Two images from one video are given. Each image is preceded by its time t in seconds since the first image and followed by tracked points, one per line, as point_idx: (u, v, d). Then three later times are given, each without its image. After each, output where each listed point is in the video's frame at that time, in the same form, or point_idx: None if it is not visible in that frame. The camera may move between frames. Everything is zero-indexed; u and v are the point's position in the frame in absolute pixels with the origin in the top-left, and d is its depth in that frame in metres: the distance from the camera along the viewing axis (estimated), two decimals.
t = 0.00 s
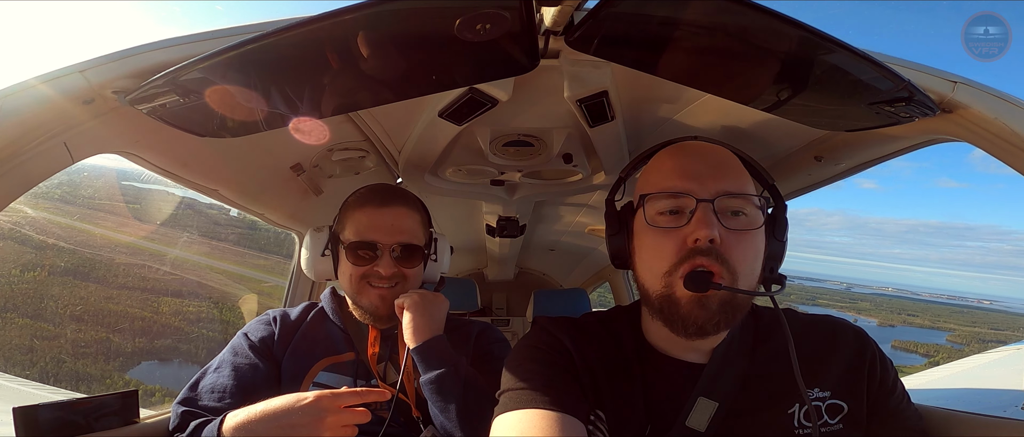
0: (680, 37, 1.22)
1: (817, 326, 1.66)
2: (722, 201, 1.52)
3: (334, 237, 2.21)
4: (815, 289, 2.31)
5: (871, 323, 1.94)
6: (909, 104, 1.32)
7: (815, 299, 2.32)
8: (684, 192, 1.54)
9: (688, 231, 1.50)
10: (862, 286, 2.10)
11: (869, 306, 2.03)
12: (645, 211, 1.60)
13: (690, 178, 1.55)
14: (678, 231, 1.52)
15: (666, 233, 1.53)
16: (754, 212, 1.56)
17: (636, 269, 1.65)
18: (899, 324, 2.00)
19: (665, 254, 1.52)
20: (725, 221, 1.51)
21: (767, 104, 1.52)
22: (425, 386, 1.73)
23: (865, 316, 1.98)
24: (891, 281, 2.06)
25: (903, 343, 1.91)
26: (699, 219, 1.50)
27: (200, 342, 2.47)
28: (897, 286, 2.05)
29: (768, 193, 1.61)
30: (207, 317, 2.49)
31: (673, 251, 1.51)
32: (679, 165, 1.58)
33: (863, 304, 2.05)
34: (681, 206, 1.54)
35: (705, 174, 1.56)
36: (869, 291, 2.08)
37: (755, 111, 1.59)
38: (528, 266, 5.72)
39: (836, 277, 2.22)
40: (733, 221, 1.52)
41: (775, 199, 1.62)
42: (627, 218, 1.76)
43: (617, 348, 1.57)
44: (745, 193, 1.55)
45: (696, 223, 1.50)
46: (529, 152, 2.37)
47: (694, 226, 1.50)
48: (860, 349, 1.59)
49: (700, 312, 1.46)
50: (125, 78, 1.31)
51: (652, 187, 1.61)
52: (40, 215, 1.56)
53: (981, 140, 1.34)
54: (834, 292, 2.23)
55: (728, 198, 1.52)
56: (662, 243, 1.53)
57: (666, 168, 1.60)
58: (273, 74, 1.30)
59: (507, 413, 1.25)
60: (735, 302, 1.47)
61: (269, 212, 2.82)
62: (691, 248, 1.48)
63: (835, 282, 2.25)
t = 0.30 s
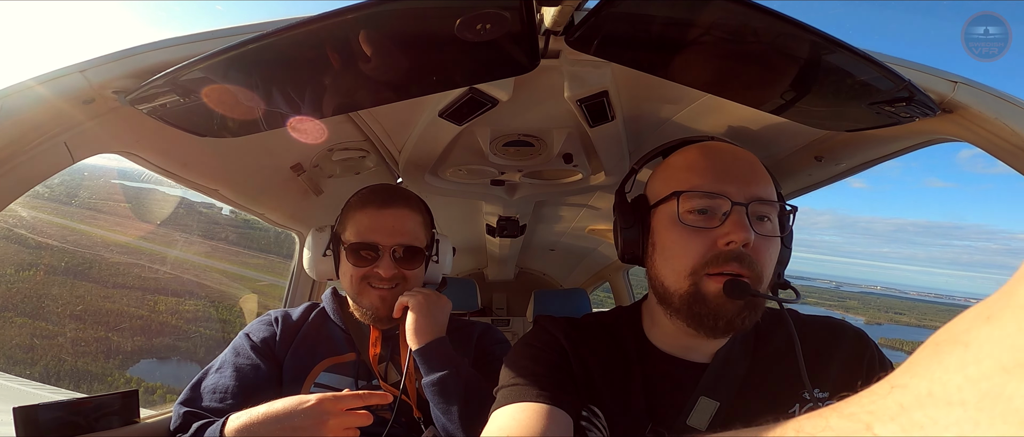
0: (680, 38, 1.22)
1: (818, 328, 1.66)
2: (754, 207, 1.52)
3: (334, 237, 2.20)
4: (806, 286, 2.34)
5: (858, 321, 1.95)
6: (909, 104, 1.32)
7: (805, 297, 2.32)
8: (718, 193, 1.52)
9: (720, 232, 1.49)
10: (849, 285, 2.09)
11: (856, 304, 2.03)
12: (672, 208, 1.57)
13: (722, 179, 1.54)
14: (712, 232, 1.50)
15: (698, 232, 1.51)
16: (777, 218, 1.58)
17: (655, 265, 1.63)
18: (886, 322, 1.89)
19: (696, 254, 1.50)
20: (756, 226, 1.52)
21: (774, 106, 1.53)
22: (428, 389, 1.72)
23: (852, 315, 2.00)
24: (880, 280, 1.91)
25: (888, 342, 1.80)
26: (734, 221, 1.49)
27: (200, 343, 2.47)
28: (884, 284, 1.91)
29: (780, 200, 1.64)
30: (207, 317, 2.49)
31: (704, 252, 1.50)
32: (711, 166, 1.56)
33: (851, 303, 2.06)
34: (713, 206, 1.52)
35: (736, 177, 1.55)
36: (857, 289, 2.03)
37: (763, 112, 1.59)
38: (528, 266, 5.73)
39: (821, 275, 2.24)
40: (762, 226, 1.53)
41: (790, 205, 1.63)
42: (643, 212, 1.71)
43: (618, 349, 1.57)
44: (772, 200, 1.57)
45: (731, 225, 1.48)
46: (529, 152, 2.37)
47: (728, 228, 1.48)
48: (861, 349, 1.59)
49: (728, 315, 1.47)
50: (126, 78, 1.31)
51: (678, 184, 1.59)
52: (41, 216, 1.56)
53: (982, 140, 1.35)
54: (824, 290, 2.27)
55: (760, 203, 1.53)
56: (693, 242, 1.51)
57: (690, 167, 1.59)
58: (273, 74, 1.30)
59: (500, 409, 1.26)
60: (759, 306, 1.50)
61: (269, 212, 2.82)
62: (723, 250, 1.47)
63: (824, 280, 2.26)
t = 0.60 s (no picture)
0: (680, 38, 1.22)
1: (822, 329, 1.66)
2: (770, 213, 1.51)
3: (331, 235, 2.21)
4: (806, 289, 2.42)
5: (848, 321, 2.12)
6: (910, 104, 1.32)
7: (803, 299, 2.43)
8: (733, 198, 1.51)
9: (735, 236, 1.48)
10: (840, 287, 2.25)
11: (846, 306, 2.21)
12: (687, 211, 1.56)
13: (738, 183, 1.54)
14: (728, 236, 1.48)
15: (712, 235, 1.49)
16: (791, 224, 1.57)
17: (667, 269, 1.61)
18: (874, 323, 2.06)
19: (711, 259, 1.48)
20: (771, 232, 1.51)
21: (780, 108, 1.54)
22: (429, 393, 1.73)
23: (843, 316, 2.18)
24: (869, 281, 2.13)
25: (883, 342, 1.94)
26: (750, 227, 1.47)
27: (200, 342, 2.47)
28: (874, 286, 2.13)
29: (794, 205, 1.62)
30: (207, 317, 2.49)
31: (718, 257, 1.48)
32: (728, 170, 1.56)
33: (840, 304, 2.25)
34: (729, 210, 1.51)
35: (752, 181, 1.54)
36: (847, 290, 2.22)
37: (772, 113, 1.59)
38: (528, 266, 5.73)
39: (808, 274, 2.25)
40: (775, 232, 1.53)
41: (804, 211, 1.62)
42: (654, 212, 1.70)
43: (618, 350, 1.57)
44: (786, 205, 1.56)
45: (746, 230, 1.47)
46: (529, 153, 2.37)
47: (743, 233, 1.47)
48: (864, 352, 1.60)
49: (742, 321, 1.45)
50: (126, 78, 1.31)
51: (694, 187, 1.58)
52: (40, 215, 1.56)
53: (982, 140, 1.35)
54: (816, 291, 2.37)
55: (775, 209, 1.52)
56: (708, 246, 1.49)
57: (706, 169, 1.58)
58: (274, 74, 1.30)
59: (495, 431, 1.36)
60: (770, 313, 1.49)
61: (269, 212, 2.82)
62: (737, 255, 1.46)
63: (817, 282, 2.35)
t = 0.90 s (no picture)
0: (681, 38, 1.22)
1: (822, 330, 1.66)
2: (771, 214, 1.52)
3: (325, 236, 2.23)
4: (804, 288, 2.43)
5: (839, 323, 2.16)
6: (910, 104, 1.32)
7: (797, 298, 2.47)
8: (735, 199, 1.50)
9: (738, 238, 1.47)
10: (831, 288, 2.26)
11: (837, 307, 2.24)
12: (689, 213, 1.56)
13: (739, 184, 1.54)
14: (731, 239, 1.48)
15: (715, 237, 1.49)
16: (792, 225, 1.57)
17: (669, 271, 1.61)
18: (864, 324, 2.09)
19: (713, 261, 1.48)
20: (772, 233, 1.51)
21: (781, 108, 1.53)
22: (428, 399, 1.73)
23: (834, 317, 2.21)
24: (860, 283, 2.17)
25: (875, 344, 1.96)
26: (753, 229, 1.47)
27: (201, 342, 2.47)
28: (865, 287, 2.17)
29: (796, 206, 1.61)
30: (206, 316, 2.49)
31: (721, 259, 1.47)
32: (729, 172, 1.56)
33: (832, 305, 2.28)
34: (731, 212, 1.50)
35: (754, 182, 1.54)
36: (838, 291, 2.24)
37: (772, 113, 1.58)
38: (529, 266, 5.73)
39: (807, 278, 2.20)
40: (777, 233, 1.53)
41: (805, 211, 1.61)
42: (654, 214, 1.70)
43: (618, 351, 1.57)
44: (788, 206, 1.56)
45: (748, 231, 1.47)
46: (529, 153, 2.37)
47: (746, 235, 1.46)
48: (863, 352, 1.60)
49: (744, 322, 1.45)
50: (126, 78, 1.31)
51: (697, 188, 1.57)
52: (39, 214, 1.56)
53: (982, 140, 1.35)
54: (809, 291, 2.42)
55: (776, 211, 1.52)
56: (710, 248, 1.49)
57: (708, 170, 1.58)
58: (274, 74, 1.30)
59: None
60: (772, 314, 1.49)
61: (269, 212, 2.82)
62: (739, 257, 1.45)
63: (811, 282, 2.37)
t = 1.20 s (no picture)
0: (681, 37, 1.22)
1: (822, 330, 1.66)
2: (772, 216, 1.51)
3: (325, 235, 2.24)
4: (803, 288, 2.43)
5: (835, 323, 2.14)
6: (909, 104, 1.32)
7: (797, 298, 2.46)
8: (735, 202, 1.50)
9: (737, 242, 1.47)
10: (827, 288, 2.23)
11: (832, 306, 2.23)
12: (688, 215, 1.56)
13: (739, 186, 1.54)
14: (731, 241, 1.47)
15: (714, 241, 1.49)
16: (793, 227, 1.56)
17: (669, 272, 1.61)
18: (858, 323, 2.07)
19: (713, 264, 1.48)
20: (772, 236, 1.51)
21: (781, 108, 1.53)
22: (429, 400, 1.73)
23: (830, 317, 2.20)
24: (856, 283, 2.16)
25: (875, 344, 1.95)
26: (753, 231, 1.46)
27: (201, 342, 2.47)
28: (861, 288, 2.16)
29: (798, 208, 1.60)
30: (206, 316, 2.49)
31: (720, 262, 1.47)
32: (729, 174, 1.56)
33: (825, 304, 2.26)
34: (731, 215, 1.50)
35: (754, 185, 1.54)
36: (834, 292, 2.22)
37: (772, 113, 1.58)
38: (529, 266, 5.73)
39: (809, 279, 2.17)
40: (777, 235, 1.52)
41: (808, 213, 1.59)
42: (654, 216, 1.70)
43: (619, 350, 1.57)
44: (789, 208, 1.55)
45: (748, 234, 1.46)
46: (529, 152, 2.37)
47: (745, 238, 1.46)
48: (863, 351, 1.60)
49: (743, 325, 1.45)
50: (126, 78, 1.31)
51: (697, 191, 1.57)
52: (38, 214, 1.56)
53: (982, 140, 1.35)
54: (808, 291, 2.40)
55: (776, 213, 1.52)
56: (710, 251, 1.49)
57: (707, 172, 1.58)
58: (274, 74, 1.30)
59: None
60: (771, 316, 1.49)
61: (269, 212, 2.82)
62: (739, 261, 1.45)
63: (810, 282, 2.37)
